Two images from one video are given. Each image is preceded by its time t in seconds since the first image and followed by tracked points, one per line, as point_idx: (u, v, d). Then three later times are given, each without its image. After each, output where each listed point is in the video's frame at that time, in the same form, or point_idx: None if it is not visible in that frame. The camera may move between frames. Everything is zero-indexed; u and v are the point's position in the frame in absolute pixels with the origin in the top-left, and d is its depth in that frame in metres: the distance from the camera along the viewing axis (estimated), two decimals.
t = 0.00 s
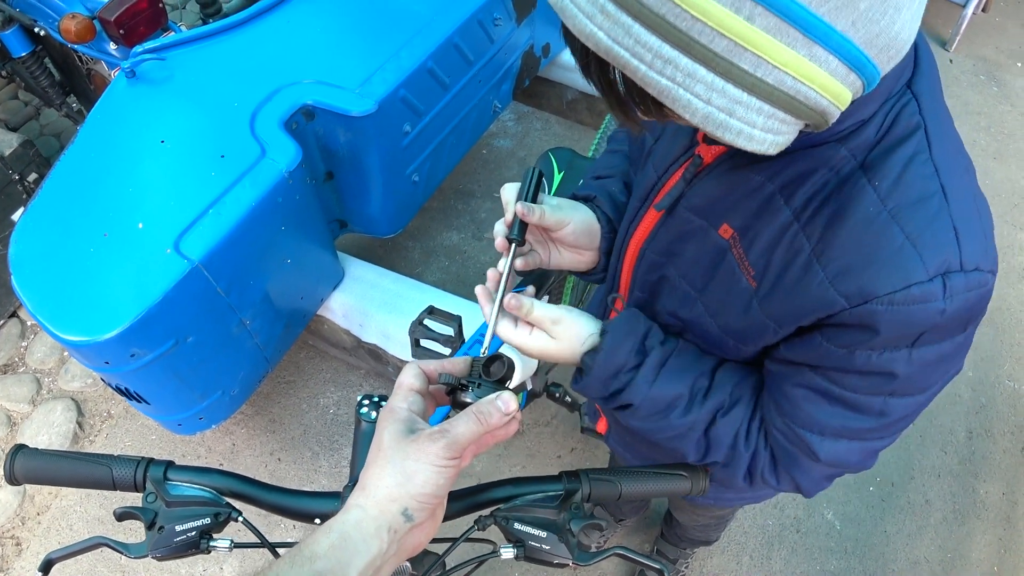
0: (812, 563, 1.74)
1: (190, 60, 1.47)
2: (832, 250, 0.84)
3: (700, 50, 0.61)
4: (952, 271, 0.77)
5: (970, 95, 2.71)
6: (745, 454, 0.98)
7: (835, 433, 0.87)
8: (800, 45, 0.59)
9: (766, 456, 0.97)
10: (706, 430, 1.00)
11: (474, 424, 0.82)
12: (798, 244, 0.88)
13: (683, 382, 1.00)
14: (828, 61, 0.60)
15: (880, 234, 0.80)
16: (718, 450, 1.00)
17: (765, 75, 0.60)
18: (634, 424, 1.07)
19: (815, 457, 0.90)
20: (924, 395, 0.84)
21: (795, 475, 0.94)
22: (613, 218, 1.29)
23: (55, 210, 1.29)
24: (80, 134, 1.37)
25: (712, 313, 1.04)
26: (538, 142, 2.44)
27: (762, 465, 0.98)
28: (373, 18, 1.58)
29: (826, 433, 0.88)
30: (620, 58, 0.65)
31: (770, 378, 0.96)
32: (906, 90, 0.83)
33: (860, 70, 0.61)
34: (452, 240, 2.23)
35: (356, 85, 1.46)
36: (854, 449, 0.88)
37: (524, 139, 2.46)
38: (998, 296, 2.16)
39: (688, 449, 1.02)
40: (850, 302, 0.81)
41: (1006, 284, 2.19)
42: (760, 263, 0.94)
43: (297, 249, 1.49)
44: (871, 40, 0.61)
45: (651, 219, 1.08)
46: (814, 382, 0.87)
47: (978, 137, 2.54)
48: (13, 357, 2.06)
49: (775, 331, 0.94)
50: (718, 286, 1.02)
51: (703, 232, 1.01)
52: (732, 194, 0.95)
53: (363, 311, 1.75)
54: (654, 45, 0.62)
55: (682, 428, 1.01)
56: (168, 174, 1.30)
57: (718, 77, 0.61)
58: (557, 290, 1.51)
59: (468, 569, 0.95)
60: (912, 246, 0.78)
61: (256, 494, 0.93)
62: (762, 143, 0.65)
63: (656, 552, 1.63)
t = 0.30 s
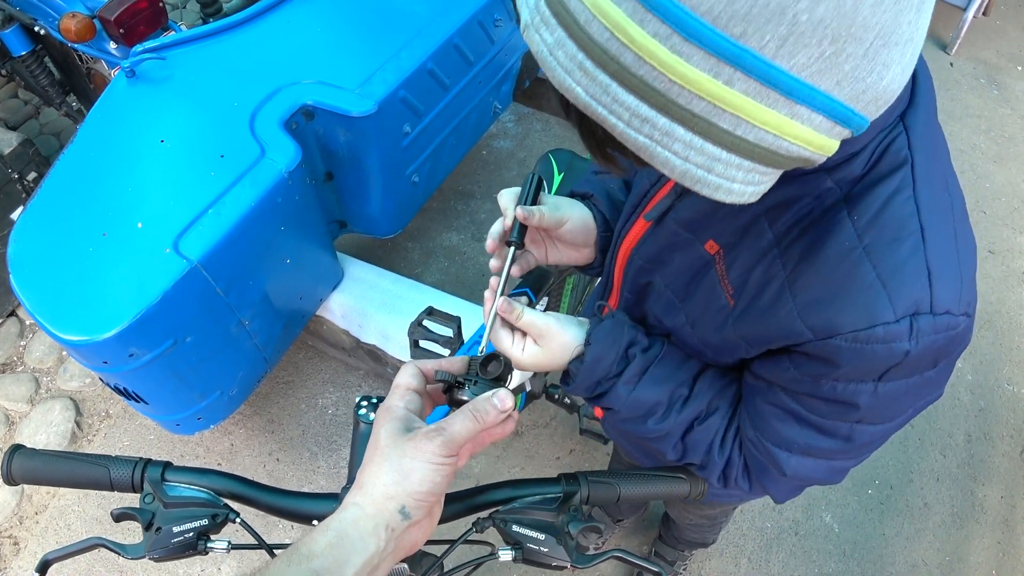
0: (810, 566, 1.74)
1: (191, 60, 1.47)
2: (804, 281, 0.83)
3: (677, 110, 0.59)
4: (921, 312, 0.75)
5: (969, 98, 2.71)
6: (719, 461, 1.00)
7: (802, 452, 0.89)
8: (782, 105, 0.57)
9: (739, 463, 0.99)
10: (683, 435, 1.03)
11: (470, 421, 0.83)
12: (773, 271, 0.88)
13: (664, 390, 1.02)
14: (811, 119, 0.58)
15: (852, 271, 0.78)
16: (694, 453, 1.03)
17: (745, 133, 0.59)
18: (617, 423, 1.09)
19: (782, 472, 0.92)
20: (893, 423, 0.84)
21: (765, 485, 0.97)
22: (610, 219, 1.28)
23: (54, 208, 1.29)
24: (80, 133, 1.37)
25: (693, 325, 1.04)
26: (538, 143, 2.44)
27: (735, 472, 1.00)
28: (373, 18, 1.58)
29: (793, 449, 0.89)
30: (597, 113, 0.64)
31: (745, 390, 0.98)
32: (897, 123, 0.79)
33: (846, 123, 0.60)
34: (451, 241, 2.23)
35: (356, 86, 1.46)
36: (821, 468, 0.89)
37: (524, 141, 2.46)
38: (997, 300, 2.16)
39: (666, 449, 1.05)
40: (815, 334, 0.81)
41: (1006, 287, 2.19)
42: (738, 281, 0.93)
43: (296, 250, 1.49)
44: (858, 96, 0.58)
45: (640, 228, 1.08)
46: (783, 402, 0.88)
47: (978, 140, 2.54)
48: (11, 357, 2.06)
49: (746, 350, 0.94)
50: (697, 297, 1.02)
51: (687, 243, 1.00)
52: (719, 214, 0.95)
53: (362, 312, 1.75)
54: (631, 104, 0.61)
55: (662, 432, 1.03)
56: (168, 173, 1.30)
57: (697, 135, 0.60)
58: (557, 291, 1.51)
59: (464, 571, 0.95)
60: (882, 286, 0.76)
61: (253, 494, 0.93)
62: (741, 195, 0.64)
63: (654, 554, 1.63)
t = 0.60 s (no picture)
0: (811, 566, 1.74)
1: (192, 60, 1.47)
2: (781, 301, 0.83)
3: (640, 153, 0.60)
4: (895, 338, 0.74)
5: (971, 98, 2.71)
6: (702, 463, 1.00)
7: (779, 459, 0.89)
8: (745, 146, 0.58)
9: (721, 466, 0.99)
10: (669, 434, 1.03)
11: (471, 417, 0.82)
12: (753, 287, 0.87)
13: (652, 389, 1.04)
14: (778, 156, 0.58)
15: (828, 294, 0.78)
16: (679, 453, 1.03)
17: (709, 172, 0.59)
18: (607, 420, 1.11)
19: (759, 477, 0.93)
20: (871, 438, 0.84)
21: (746, 488, 0.97)
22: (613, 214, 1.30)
23: (56, 209, 1.29)
24: (81, 134, 1.37)
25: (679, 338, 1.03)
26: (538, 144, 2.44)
27: (717, 473, 0.99)
28: (374, 18, 1.58)
29: (770, 456, 0.90)
30: (564, 153, 0.65)
31: (728, 396, 0.98)
32: (884, 145, 0.78)
33: (817, 157, 0.60)
34: (452, 241, 2.23)
35: (357, 86, 1.46)
36: (797, 476, 0.90)
37: (524, 141, 2.46)
38: (999, 300, 2.16)
39: (652, 447, 1.06)
40: (788, 353, 0.82)
41: (1007, 287, 2.19)
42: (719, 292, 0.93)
43: (297, 250, 1.49)
44: (826, 133, 0.58)
45: (627, 232, 1.11)
46: (761, 413, 0.89)
47: (979, 140, 2.54)
48: (13, 357, 2.06)
49: (725, 360, 0.95)
50: (678, 304, 1.01)
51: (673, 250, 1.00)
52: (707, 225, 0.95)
53: (362, 313, 1.75)
54: (596, 146, 0.62)
55: (647, 430, 1.04)
56: (170, 173, 1.30)
57: (661, 175, 0.61)
58: (558, 291, 1.50)
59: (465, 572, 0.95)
60: (855, 311, 0.76)
61: (253, 494, 0.93)
62: (709, 229, 0.64)
63: (655, 555, 1.63)
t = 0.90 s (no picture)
0: (816, 567, 1.73)
1: (196, 59, 1.47)
2: (788, 307, 0.83)
3: (634, 155, 0.60)
4: (904, 346, 0.74)
5: (977, 98, 2.70)
6: (709, 465, 1.00)
7: (786, 463, 0.89)
8: (741, 150, 0.57)
9: (727, 468, 0.99)
10: (675, 436, 1.02)
11: (464, 408, 0.82)
12: (758, 292, 0.87)
13: (658, 391, 1.02)
14: (774, 161, 0.58)
15: (836, 301, 0.78)
16: (685, 455, 1.02)
17: (705, 175, 0.59)
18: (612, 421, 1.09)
19: (766, 482, 0.92)
20: (879, 444, 0.84)
21: (752, 491, 0.97)
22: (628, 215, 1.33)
23: (60, 207, 1.29)
24: (86, 132, 1.37)
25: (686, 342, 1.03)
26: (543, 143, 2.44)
27: (723, 476, 0.99)
28: (378, 17, 1.57)
29: (777, 460, 0.89)
30: (558, 153, 0.65)
31: (735, 399, 0.97)
32: (892, 148, 0.78)
33: (815, 162, 0.59)
34: (456, 240, 2.23)
35: (361, 85, 1.46)
36: (804, 480, 0.90)
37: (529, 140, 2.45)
38: (1005, 300, 2.15)
39: (657, 450, 1.05)
40: (795, 359, 0.81)
41: (1014, 287, 2.18)
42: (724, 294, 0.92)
43: (302, 249, 1.49)
44: (824, 138, 0.57)
45: (633, 232, 1.14)
46: (769, 417, 0.89)
47: (985, 140, 2.53)
48: (18, 355, 2.07)
49: (731, 364, 0.94)
50: (683, 307, 1.02)
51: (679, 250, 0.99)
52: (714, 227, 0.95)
53: (367, 311, 1.75)
54: (589, 147, 0.62)
55: (654, 432, 1.03)
56: (175, 171, 1.30)
57: (655, 177, 0.60)
58: (563, 291, 1.49)
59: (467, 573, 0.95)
60: (864, 319, 0.75)
61: (257, 494, 0.93)
62: (705, 231, 0.63)
63: (659, 555, 1.62)
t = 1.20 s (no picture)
0: (820, 567, 1.73)
1: (201, 56, 1.47)
2: (813, 321, 0.82)
3: (645, 158, 0.60)
4: (938, 352, 0.73)
5: (984, 97, 2.69)
6: (744, 483, 0.97)
7: (825, 475, 0.87)
8: (755, 153, 0.56)
9: (763, 483, 0.96)
10: (703, 460, 0.98)
11: (467, 425, 0.83)
12: (782, 302, 0.86)
13: (678, 417, 0.98)
14: (789, 164, 0.57)
15: (866, 310, 0.77)
16: (716, 477, 0.98)
17: (717, 178, 0.59)
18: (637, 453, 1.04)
19: (805, 494, 0.90)
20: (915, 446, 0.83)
21: (790, 503, 0.94)
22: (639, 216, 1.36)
23: (66, 204, 1.29)
24: (92, 128, 1.37)
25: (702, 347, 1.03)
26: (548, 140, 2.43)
27: (758, 492, 0.97)
28: (384, 14, 1.57)
29: (816, 473, 0.87)
30: (567, 157, 0.65)
31: (760, 412, 0.94)
32: (910, 151, 0.78)
33: (830, 166, 0.59)
34: (461, 237, 2.23)
35: (367, 82, 1.46)
36: (843, 488, 0.88)
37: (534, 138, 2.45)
38: (1011, 299, 2.14)
39: (688, 475, 1.00)
40: (827, 373, 0.80)
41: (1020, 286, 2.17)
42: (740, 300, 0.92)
43: (306, 246, 1.49)
44: (839, 141, 0.57)
45: (645, 241, 1.12)
46: (801, 429, 0.86)
47: (992, 138, 2.52)
48: (22, 351, 2.07)
49: (756, 378, 0.93)
50: (700, 320, 1.02)
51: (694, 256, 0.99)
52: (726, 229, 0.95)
53: (372, 309, 1.75)
54: (600, 151, 0.61)
55: (683, 459, 0.98)
56: (181, 168, 1.30)
57: (667, 181, 0.60)
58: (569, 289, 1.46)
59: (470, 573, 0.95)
60: (896, 327, 0.75)
61: (262, 492, 0.93)
62: (717, 236, 0.63)
63: (664, 554, 1.62)
